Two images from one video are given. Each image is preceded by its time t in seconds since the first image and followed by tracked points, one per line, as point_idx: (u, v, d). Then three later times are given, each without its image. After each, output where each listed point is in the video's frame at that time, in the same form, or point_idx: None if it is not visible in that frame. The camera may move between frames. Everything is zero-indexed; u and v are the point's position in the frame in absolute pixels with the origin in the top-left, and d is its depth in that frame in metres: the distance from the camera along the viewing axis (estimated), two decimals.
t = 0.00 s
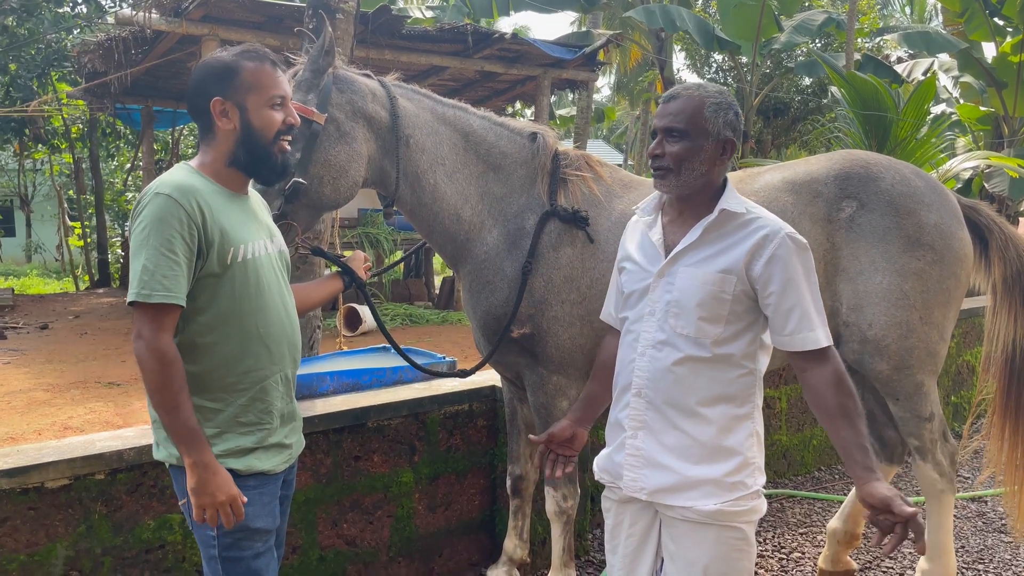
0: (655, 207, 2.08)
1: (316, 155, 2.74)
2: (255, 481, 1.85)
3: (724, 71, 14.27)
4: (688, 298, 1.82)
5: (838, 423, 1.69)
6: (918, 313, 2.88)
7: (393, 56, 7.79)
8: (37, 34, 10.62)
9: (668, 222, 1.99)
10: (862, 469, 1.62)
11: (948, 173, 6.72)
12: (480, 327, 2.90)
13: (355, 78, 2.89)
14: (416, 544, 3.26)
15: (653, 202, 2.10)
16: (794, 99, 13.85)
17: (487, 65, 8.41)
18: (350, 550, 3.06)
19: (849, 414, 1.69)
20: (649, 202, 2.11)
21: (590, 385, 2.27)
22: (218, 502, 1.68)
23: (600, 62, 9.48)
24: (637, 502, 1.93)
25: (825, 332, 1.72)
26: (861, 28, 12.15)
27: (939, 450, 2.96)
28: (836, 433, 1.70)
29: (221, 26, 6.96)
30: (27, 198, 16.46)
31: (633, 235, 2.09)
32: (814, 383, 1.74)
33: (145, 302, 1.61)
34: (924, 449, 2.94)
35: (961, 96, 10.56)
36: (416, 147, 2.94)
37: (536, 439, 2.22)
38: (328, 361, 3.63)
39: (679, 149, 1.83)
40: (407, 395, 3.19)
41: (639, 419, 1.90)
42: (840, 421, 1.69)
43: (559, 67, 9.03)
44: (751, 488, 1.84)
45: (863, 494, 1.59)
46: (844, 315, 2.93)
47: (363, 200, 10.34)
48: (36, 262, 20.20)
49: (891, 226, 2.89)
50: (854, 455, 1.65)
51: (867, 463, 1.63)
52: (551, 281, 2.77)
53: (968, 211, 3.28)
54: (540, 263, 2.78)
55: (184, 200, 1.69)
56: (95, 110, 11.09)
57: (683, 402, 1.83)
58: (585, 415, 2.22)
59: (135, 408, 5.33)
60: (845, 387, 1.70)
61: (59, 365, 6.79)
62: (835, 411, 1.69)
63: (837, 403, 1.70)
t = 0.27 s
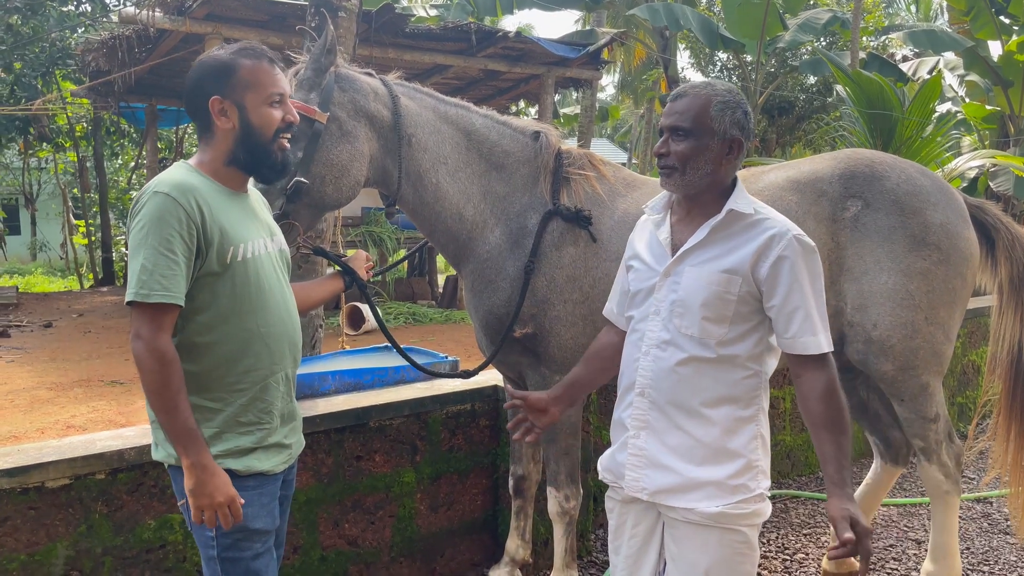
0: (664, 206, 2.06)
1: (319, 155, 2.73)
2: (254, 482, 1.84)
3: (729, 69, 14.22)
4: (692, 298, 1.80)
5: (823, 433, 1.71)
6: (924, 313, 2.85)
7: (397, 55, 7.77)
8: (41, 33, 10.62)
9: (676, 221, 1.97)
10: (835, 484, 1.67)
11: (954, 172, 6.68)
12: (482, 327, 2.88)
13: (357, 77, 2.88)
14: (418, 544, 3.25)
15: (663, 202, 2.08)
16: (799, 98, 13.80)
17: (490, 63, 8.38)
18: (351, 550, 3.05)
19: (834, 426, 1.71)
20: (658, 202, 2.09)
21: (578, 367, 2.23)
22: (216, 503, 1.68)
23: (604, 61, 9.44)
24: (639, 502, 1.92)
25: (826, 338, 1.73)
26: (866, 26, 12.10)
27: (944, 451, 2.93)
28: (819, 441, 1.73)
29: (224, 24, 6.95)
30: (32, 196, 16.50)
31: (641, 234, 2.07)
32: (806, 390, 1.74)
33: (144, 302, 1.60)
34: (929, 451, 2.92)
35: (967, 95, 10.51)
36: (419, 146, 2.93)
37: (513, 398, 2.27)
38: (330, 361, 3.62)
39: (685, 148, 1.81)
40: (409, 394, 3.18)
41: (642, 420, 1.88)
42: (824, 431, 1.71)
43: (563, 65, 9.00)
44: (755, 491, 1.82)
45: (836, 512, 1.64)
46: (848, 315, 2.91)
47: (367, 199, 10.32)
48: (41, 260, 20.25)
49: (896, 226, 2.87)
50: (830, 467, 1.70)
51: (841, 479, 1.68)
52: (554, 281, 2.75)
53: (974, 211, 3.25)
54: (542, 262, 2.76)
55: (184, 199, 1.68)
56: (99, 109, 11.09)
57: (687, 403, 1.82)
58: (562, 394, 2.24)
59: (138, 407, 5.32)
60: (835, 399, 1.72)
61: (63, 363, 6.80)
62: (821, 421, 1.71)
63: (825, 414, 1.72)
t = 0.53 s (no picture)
0: (670, 205, 2.04)
1: (323, 155, 2.72)
2: (257, 483, 1.83)
3: (735, 69, 14.18)
4: (697, 299, 1.79)
5: (814, 439, 1.69)
6: (931, 314, 2.83)
7: (402, 54, 7.76)
8: (48, 32, 10.66)
9: (683, 220, 1.96)
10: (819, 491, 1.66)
11: (962, 172, 6.65)
12: (486, 328, 2.87)
13: (362, 77, 2.87)
14: (421, 545, 3.24)
15: (669, 201, 2.07)
16: (805, 97, 13.75)
17: (495, 63, 8.37)
18: (354, 551, 3.05)
19: (828, 433, 1.68)
20: (664, 201, 2.07)
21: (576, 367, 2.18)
22: (207, 509, 1.67)
23: (609, 60, 9.42)
24: (643, 503, 1.90)
25: (831, 342, 1.71)
26: (873, 25, 12.04)
27: (952, 453, 2.91)
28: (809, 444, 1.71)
29: (230, 24, 6.95)
30: (39, 195, 16.56)
31: (647, 233, 2.05)
32: (804, 395, 1.73)
33: (145, 303, 1.59)
34: (936, 453, 2.89)
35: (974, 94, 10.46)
36: (423, 145, 2.92)
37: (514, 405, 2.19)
38: (333, 361, 3.61)
39: (693, 147, 1.80)
40: (412, 395, 3.17)
41: (646, 421, 1.87)
42: (816, 436, 1.69)
43: (568, 65, 8.98)
44: (759, 494, 1.79)
45: (798, 520, 1.66)
46: (855, 316, 2.89)
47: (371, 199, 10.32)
48: (48, 259, 20.33)
49: (903, 226, 2.85)
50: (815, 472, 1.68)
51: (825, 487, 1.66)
52: (558, 281, 2.74)
53: (983, 211, 3.22)
54: (546, 262, 2.75)
55: (186, 200, 1.67)
56: (105, 109, 11.12)
57: (691, 405, 1.80)
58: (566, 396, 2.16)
59: (143, 406, 5.33)
60: (832, 406, 1.69)
61: (69, 362, 6.82)
62: (814, 425, 1.69)
63: (824, 421, 1.69)
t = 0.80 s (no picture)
0: (671, 206, 2.02)
1: (326, 155, 2.71)
2: (257, 486, 1.82)
3: (741, 68, 14.13)
4: (700, 300, 1.77)
5: (809, 438, 1.69)
6: (939, 316, 2.80)
7: (407, 54, 7.75)
8: (55, 33, 10.69)
9: (685, 221, 1.94)
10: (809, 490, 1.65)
11: (969, 171, 6.61)
12: (490, 330, 2.85)
13: (365, 78, 2.86)
14: (425, 547, 3.23)
15: (670, 202, 2.05)
16: (812, 97, 13.70)
17: (500, 62, 8.36)
18: (358, 552, 3.04)
19: (826, 434, 1.67)
20: (666, 201, 2.06)
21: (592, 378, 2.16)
22: (214, 509, 1.66)
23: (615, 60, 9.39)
24: (647, 506, 1.89)
25: (831, 340, 1.69)
26: (880, 25, 11.98)
27: (960, 456, 2.88)
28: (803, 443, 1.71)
29: (235, 24, 6.95)
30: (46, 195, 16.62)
31: (649, 235, 2.04)
32: (801, 397, 1.71)
33: (146, 304, 1.58)
34: (944, 456, 2.87)
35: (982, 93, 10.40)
36: (427, 146, 2.90)
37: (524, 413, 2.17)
38: (337, 362, 3.60)
39: (698, 146, 1.78)
40: (416, 396, 3.16)
41: (649, 422, 1.85)
42: (812, 436, 1.68)
43: (574, 64, 8.96)
44: (763, 496, 1.77)
45: (784, 516, 1.67)
46: (862, 317, 2.86)
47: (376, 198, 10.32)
48: (55, 259, 20.41)
49: (911, 227, 2.82)
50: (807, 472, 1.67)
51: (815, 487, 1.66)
52: (562, 282, 2.72)
53: (991, 211, 3.19)
54: (550, 263, 2.73)
55: (187, 201, 1.66)
56: (112, 109, 11.15)
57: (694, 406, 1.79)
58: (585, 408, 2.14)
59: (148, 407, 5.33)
60: (831, 407, 1.68)
61: (74, 362, 6.83)
62: (812, 425, 1.68)
63: (820, 422, 1.68)
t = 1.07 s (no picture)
0: (669, 201, 2.01)
1: (326, 154, 2.69)
2: (254, 487, 1.80)
3: (745, 67, 14.08)
4: (696, 294, 1.74)
5: (822, 416, 1.63)
6: (944, 314, 2.77)
7: (410, 54, 7.73)
8: (59, 34, 10.70)
9: (682, 218, 1.91)
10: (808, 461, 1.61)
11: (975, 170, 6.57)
12: (491, 329, 2.84)
13: (365, 75, 2.84)
14: (426, 548, 3.21)
15: (668, 197, 2.03)
16: (816, 96, 13.66)
17: (503, 62, 8.34)
18: (359, 553, 3.02)
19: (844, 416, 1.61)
20: (663, 196, 2.04)
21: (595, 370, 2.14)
22: (213, 509, 1.65)
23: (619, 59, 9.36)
24: (646, 506, 1.87)
25: (849, 324, 1.66)
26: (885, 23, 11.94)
27: (966, 456, 2.85)
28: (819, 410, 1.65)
29: (237, 25, 6.95)
30: (50, 196, 16.64)
31: (647, 231, 2.02)
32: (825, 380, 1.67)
33: (142, 303, 1.57)
34: (950, 456, 2.84)
35: (988, 92, 10.35)
36: (427, 144, 2.89)
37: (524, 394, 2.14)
38: (338, 362, 3.58)
39: (697, 142, 1.76)
40: (417, 396, 3.14)
41: (646, 418, 1.84)
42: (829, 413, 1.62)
43: (577, 63, 8.94)
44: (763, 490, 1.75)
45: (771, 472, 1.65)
46: (867, 316, 2.83)
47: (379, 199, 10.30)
48: (59, 260, 20.45)
49: (916, 225, 2.79)
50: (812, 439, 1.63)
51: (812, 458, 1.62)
52: (564, 281, 2.70)
53: (997, 209, 3.16)
54: (552, 262, 2.71)
55: (181, 198, 1.65)
56: (115, 110, 11.15)
57: (691, 402, 1.77)
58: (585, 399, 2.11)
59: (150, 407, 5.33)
60: (848, 392, 1.63)
61: (77, 363, 6.83)
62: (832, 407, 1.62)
63: (840, 402, 1.62)
